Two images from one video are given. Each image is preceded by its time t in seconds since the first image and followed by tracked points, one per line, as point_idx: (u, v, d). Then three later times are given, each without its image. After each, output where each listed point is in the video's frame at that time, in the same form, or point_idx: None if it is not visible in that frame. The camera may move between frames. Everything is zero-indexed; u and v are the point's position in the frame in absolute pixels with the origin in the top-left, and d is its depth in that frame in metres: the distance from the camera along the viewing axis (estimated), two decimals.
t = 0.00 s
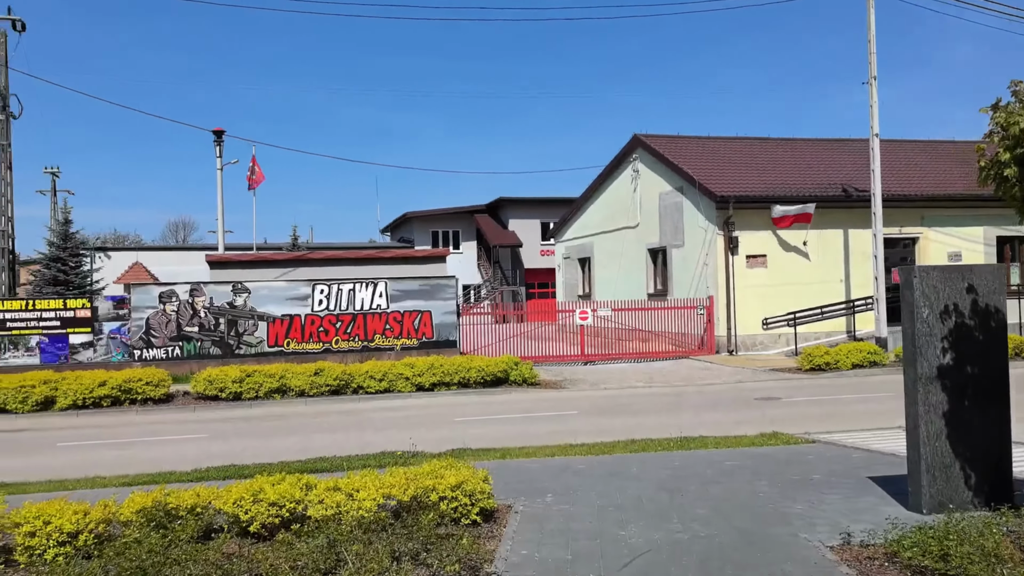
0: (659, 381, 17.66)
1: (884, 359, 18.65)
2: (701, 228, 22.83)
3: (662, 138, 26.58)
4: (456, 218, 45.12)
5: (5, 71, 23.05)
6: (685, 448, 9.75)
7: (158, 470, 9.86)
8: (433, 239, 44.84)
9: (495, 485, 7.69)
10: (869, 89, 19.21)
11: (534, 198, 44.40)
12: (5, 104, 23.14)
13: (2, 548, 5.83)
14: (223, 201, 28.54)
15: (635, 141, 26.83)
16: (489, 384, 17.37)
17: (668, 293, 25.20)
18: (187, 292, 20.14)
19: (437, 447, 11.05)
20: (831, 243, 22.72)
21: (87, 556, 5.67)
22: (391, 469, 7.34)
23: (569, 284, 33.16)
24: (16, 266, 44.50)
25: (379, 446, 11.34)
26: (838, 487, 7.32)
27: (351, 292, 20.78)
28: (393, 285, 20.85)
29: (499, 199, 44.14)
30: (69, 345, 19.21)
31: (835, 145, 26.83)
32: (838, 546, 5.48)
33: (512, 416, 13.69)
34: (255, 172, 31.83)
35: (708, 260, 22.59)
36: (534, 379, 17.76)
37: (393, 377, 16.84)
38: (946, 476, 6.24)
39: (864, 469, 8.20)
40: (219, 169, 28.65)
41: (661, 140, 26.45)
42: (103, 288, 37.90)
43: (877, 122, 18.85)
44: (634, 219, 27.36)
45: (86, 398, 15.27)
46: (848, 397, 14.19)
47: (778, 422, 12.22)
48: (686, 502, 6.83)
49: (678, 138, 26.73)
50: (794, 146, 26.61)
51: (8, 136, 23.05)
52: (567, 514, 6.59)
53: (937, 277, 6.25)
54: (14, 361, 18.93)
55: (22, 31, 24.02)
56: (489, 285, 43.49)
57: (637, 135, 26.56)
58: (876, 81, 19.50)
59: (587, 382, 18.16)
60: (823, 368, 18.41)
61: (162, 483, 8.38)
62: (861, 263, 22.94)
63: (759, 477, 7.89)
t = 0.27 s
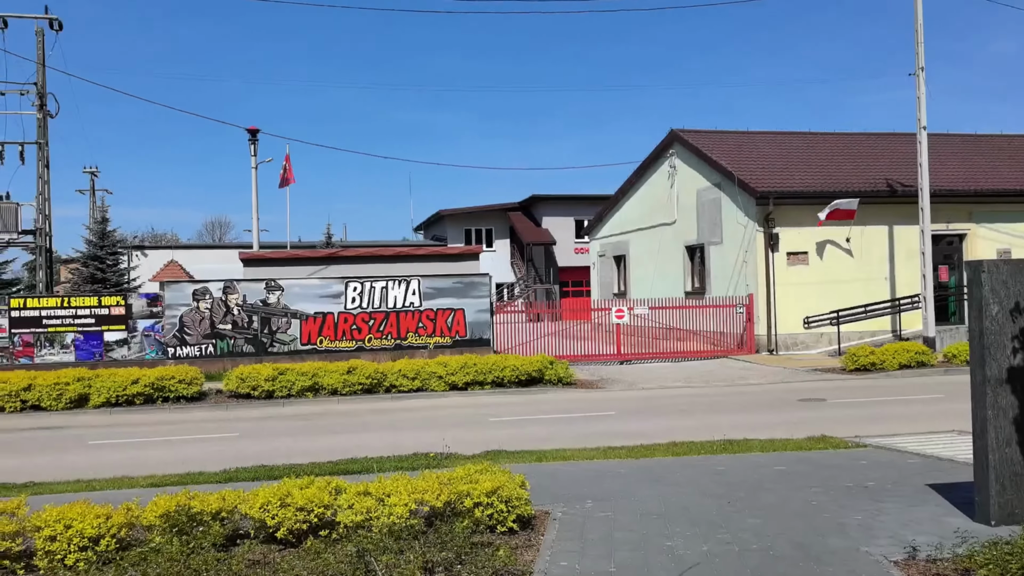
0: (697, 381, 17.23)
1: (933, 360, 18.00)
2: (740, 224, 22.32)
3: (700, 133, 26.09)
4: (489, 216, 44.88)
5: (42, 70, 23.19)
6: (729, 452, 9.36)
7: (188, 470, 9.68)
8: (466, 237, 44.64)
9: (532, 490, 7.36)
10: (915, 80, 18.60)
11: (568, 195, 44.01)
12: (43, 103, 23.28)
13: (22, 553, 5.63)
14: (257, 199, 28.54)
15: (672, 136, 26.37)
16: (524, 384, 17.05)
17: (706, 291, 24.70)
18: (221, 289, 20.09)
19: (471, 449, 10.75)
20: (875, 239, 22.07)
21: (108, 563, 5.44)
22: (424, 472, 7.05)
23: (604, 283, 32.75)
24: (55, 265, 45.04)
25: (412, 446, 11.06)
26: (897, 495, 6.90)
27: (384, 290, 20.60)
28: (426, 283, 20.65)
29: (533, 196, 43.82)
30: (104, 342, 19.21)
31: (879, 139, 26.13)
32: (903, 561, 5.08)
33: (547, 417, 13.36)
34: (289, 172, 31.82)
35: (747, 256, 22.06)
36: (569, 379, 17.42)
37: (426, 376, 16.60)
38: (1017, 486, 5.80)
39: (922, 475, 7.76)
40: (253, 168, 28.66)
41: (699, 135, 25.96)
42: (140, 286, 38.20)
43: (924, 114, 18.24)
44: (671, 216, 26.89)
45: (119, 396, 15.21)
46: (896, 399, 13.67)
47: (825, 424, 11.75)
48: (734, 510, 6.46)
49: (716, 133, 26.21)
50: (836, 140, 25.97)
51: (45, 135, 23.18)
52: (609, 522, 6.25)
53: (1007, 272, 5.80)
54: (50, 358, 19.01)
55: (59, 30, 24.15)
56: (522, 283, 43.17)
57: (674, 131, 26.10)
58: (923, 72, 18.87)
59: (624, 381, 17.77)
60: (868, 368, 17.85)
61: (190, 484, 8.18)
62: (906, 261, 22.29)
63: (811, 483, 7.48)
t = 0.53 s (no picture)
0: (734, 383, 16.79)
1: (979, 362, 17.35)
2: (778, 222, 21.81)
3: (735, 129, 25.59)
4: (520, 215, 44.59)
5: (76, 70, 23.28)
6: (771, 459, 8.96)
7: (213, 473, 9.49)
8: (498, 236, 44.39)
9: (566, 500, 7.04)
10: (961, 71, 17.99)
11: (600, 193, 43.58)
12: (77, 102, 23.37)
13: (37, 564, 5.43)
14: (289, 199, 28.51)
15: (708, 133, 25.90)
16: (556, 385, 16.72)
17: (742, 290, 24.20)
18: (251, 289, 20.02)
19: (503, 452, 10.45)
20: (917, 237, 21.44)
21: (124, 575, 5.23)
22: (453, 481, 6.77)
23: (637, 282, 32.31)
24: (92, 264, 45.52)
25: (442, 449, 10.79)
26: (955, 508, 6.48)
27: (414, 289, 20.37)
28: (457, 282, 20.41)
29: (565, 195, 43.45)
30: (135, 342, 19.29)
31: (921, 134, 25.43)
32: None
33: (580, 419, 13.03)
34: (320, 173, 31.77)
35: (785, 254, 21.53)
36: (603, 380, 17.04)
37: (456, 377, 16.33)
38: None
39: (980, 486, 7.32)
40: (286, 168, 28.64)
41: (734, 131, 25.47)
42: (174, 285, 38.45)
43: (970, 107, 17.62)
44: (706, 213, 26.41)
45: (148, 396, 15.12)
46: (943, 403, 13.15)
47: (870, 429, 11.29)
48: (781, 524, 6.08)
49: (753, 129, 25.68)
50: (876, 136, 25.31)
51: (79, 135, 23.29)
52: (647, 535, 5.91)
53: None
54: (82, 357, 19.10)
55: (93, 30, 24.26)
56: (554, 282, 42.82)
57: (709, 127, 25.63)
58: (969, 63, 18.25)
59: (658, 383, 17.38)
60: (911, 370, 17.28)
61: (214, 489, 7.97)
62: (950, 259, 21.62)
63: (861, 494, 7.07)
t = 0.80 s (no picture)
0: (771, 383, 16.32)
1: None
2: (815, 218, 21.26)
3: (771, 124, 25.06)
4: (551, 213, 44.23)
5: (107, 68, 23.34)
6: (812, 463, 8.55)
7: (236, 474, 9.28)
8: (528, 234, 44.07)
9: (597, 506, 6.71)
10: (1007, 61, 17.36)
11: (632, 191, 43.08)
12: (108, 101, 23.43)
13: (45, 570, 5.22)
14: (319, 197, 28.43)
15: (742, 128, 25.40)
16: (587, 385, 16.37)
17: (777, 288, 23.67)
18: (279, 286, 19.90)
19: (531, 453, 10.15)
20: (961, 233, 20.78)
21: None
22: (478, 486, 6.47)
23: (669, 280, 31.82)
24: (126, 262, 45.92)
25: (469, 450, 10.51)
26: (1015, 519, 6.05)
27: (442, 287, 20.15)
28: (486, 280, 20.15)
29: (596, 192, 43.02)
30: (164, 339, 19.26)
31: (963, 128, 24.70)
32: None
33: (612, 420, 12.67)
34: (350, 172, 31.66)
35: (822, 251, 21.00)
36: (635, 380, 16.67)
37: (485, 376, 16.05)
38: None
39: None
40: (316, 166, 28.57)
41: (769, 126, 24.94)
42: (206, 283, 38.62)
43: (1017, 98, 16.99)
44: (740, 210, 25.89)
45: (175, 394, 15.03)
46: (992, 405, 12.61)
47: (916, 432, 10.81)
48: (828, 535, 5.70)
49: (788, 124, 25.14)
50: (916, 130, 24.62)
51: (110, 133, 23.35)
52: (683, 546, 5.57)
53: None
54: (111, 355, 19.13)
55: (124, 29, 24.32)
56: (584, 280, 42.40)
57: (744, 122, 25.13)
58: (1015, 52, 17.60)
59: (692, 383, 16.95)
60: (955, 370, 16.68)
61: (234, 490, 7.75)
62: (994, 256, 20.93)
63: (911, 503, 6.66)
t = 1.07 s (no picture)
0: (808, 385, 15.85)
1: None
2: (853, 215, 20.70)
3: (806, 119, 24.50)
4: (581, 211, 43.83)
5: (136, 67, 23.34)
6: (856, 471, 8.14)
7: (257, 478, 9.06)
8: (558, 233, 43.71)
9: (630, 517, 6.37)
10: None
11: (663, 188, 42.56)
12: (137, 100, 23.45)
13: None
14: (348, 195, 28.31)
15: (776, 123, 24.86)
16: (617, 386, 16.00)
17: (813, 287, 23.11)
18: (306, 286, 19.75)
19: (560, 458, 9.82)
20: (1005, 231, 20.12)
21: None
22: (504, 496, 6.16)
23: (701, 279, 31.30)
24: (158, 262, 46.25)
25: (496, 454, 10.21)
26: None
27: (470, 286, 19.89)
28: (514, 279, 19.88)
29: (626, 190, 42.55)
30: (191, 339, 19.24)
31: (1007, 122, 23.95)
32: None
33: (644, 423, 12.31)
34: (381, 172, 31.56)
35: (860, 249, 20.43)
36: (667, 382, 16.27)
37: (513, 376, 15.75)
38: None
39: None
40: (345, 165, 28.45)
41: (805, 121, 24.39)
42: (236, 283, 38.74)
43: None
44: (775, 207, 25.34)
45: (201, 394, 14.92)
46: None
47: (964, 437, 10.33)
48: (880, 553, 5.31)
49: (824, 119, 24.56)
50: (957, 124, 23.93)
51: (140, 133, 23.38)
52: (723, 562, 5.21)
53: None
54: (139, 355, 19.12)
55: (153, 28, 24.33)
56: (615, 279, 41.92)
57: (778, 117, 24.60)
58: None
59: (727, 385, 16.53)
60: (1001, 372, 16.07)
61: (254, 496, 7.51)
62: None
63: (968, 516, 6.24)
